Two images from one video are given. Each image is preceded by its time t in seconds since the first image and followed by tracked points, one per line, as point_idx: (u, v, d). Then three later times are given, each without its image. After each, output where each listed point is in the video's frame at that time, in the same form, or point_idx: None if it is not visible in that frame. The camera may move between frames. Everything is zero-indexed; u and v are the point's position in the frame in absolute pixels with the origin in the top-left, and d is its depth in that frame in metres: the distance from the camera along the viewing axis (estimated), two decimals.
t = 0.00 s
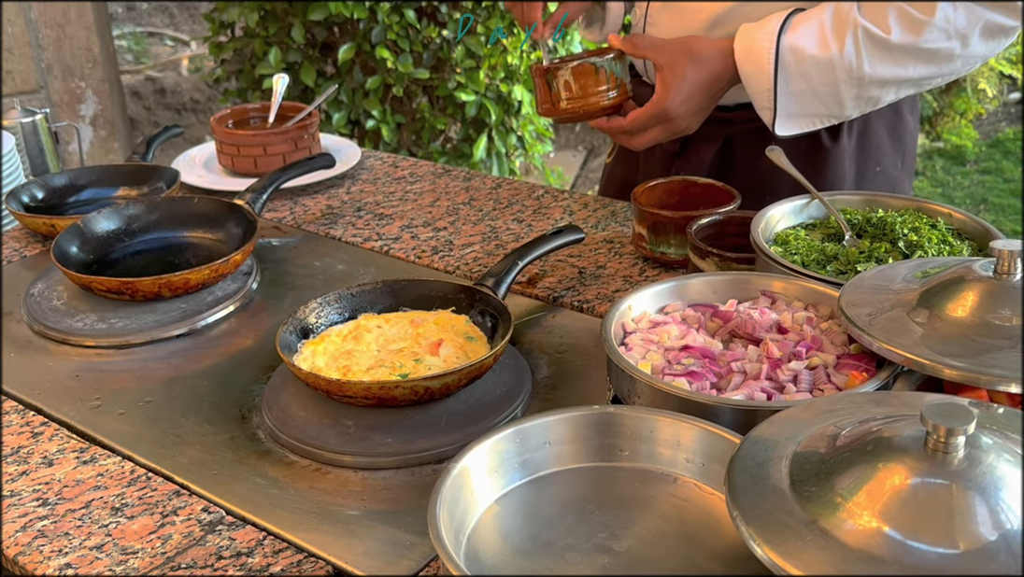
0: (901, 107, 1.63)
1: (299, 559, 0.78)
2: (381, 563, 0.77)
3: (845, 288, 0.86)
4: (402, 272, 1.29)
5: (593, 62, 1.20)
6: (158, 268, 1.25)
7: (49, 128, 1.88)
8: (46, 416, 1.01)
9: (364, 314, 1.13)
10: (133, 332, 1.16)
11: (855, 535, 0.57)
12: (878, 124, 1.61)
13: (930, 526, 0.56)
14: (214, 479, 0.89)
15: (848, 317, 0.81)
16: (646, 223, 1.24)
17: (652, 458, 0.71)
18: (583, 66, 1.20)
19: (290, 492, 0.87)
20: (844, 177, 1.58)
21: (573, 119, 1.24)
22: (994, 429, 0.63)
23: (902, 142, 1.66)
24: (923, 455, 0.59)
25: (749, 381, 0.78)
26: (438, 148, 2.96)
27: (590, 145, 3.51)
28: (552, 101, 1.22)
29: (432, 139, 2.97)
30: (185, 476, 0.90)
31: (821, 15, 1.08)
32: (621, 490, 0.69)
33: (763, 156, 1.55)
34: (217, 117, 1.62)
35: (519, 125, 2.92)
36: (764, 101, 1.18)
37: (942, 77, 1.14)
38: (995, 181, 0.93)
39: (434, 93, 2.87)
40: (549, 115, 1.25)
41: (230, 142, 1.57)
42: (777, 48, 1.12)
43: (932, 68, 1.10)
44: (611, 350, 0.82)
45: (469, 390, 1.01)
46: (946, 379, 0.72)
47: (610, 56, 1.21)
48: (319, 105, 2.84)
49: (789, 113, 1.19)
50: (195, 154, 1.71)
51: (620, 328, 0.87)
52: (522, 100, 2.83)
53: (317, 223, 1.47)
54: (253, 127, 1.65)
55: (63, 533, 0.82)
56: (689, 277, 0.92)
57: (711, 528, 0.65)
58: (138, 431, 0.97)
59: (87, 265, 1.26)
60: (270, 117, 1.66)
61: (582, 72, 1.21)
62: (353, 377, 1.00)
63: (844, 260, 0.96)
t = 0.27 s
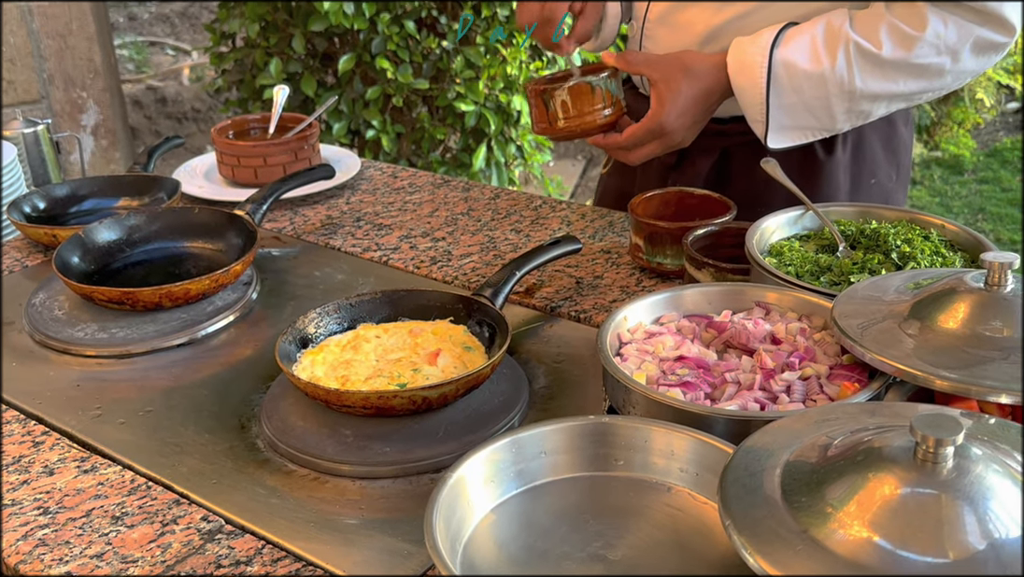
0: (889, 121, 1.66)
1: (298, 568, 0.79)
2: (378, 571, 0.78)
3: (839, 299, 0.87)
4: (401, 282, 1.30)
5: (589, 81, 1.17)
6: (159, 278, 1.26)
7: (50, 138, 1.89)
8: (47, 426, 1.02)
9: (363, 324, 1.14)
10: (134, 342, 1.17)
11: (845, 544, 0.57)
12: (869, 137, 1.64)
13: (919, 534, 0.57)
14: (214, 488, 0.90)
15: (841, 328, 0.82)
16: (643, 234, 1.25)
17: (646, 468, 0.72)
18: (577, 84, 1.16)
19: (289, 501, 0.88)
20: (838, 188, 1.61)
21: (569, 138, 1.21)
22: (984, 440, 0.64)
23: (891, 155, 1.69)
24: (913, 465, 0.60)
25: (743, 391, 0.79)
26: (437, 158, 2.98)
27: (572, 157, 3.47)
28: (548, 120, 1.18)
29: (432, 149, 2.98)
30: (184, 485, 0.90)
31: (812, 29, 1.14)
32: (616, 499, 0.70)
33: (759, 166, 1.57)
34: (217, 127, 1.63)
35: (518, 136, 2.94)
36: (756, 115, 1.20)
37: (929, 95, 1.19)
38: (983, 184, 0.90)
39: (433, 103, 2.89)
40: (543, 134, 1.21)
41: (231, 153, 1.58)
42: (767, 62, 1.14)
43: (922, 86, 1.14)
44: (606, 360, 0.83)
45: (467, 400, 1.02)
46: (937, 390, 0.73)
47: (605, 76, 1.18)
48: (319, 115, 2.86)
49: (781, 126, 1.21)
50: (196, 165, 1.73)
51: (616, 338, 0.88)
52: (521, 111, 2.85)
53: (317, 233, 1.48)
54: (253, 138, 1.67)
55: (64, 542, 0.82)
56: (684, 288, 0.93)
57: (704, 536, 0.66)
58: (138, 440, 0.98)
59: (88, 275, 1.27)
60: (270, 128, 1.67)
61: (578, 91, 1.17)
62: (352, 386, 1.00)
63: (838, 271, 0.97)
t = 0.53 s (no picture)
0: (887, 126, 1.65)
1: (299, 572, 0.79)
2: None
3: (840, 304, 0.87)
4: (402, 287, 1.30)
5: (579, 81, 1.17)
6: (161, 283, 1.26)
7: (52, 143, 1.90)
8: (49, 430, 1.02)
9: (364, 329, 1.14)
10: (136, 347, 1.17)
11: (846, 550, 0.57)
12: (864, 144, 1.63)
13: (919, 539, 0.57)
14: (215, 492, 0.90)
15: (842, 333, 0.82)
16: (644, 239, 1.25)
17: (648, 472, 0.72)
18: (566, 84, 1.17)
19: (290, 506, 0.88)
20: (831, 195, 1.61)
21: (559, 138, 1.22)
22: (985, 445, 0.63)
23: (890, 160, 1.68)
24: (914, 470, 0.60)
25: (744, 396, 0.79)
26: (439, 164, 2.99)
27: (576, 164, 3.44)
28: (537, 121, 1.19)
29: (433, 155, 3.00)
30: (186, 490, 0.90)
31: (803, 34, 1.18)
32: (618, 501, 0.70)
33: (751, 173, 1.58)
34: (220, 133, 1.64)
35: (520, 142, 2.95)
36: (744, 117, 1.25)
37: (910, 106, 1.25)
38: (984, 190, 0.91)
39: (434, 109, 2.89)
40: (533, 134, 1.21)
41: (233, 159, 1.59)
42: (760, 64, 1.18)
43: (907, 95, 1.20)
44: (608, 365, 0.83)
45: (468, 405, 1.02)
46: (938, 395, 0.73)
47: (595, 76, 1.19)
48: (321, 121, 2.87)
49: (768, 129, 1.25)
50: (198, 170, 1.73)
51: (617, 344, 0.88)
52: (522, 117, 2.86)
53: (319, 239, 1.48)
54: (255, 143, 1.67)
55: (65, 546, 0.82)
56: (685, 293, 0.93)
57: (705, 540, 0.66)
58: (140, 445, 0.98)
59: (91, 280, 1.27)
60: (272, 134, 1.67)
61: (568, 91, 1.18)
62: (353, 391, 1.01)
63: (838, 277, 0.97)
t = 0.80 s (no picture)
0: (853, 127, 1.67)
1: None
2: None
3: (847, 313, 0.87)
4: (408, 294, 1.31)
5: (533, 86, 1.11)
6: (168, 290, 1.26)
7: (59, 150, 1.90)
8: (56, 437, 1.02)
9: (371, 336, 1.14)
10: (143, 353, 1.18)
11: (854, 559, 0.57)
12: (833, 147, 1.65)
13: (927, 549, 0.57)
14: (222, 499, 0.90)
15: (849, 341, 0.82)
16: (650, 247, 1.25)
17: (654, 481, 0.72)
18: (518, 90, 1.10)
19: (297, 513, 0.88)
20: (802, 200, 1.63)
21: (510, 145, 1.14)
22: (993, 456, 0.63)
23: (857, 161, 1.71)
24: (922, 480, 0.60)
25: (751, 405, 0.79)
26: (444, 171, 2.99)
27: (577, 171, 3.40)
28: (492, 129, 1.12)
29: (439, 162, 3.00)
30: (193, 496, 0.91)
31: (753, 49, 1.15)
32: (625, 509, 0.70)
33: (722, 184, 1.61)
34: (227, 141, 1.64)
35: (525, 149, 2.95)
36: (695, 123, 1.10)
37: (854, 112, 1.11)
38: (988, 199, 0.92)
39: (440, 116, 2.89)
40: (484, 143, 1.14)
41: (240, 166, 1.59)
42: (708, 71, 1.06)
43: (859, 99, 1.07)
44: (614, 373, 0.83)
45: (474, 412, 1.02)
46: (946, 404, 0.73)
47: (548, 82, 1.13)
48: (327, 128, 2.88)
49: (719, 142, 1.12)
50: (205, 177, 1.74)
51: (624, 352, 0.88)
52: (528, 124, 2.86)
53: (325, 246, 1.49)
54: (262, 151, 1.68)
55: (72, 552, 0.83)
56: (691, 302, 0.93)
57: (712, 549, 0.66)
58: (146, 452, 0.98)
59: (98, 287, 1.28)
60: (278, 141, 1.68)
61: (522, 97, 1.11)
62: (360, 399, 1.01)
63: (844, 285, 0.97)
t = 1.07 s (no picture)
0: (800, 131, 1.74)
1: None
2: None
3: (861, 319, 0.86)
4: (419, 299, 1.31)
5: (472, 97, 1.15)
6: (179, 294, 1.27)
7: (70, 154, 1.90)
8: (68, 440, 1.02)
9: (382, 341, 1.14)
10: (155, 357, 1.18)
11: (871, 567, 0.57)
12: (782, 149, 1.71)
13: (945, 557, 0.56)
14: (234, 504, 0.90)
15: (863, 347, 0.81)
16: (661, 252, 1.25)
17: (669, 487, 0.72)
18: (460, 104, 1.14)
19: (310, 517, 0.88)
20: (754, 202, 1.69)
21: (454, 157, 1.18)
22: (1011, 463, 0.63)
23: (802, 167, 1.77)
24: (940, 487, 0.60)
25: (765, 411, 0.78)
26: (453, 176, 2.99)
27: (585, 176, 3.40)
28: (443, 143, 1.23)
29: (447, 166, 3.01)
30: (205, 501, 0.91)
31: (688, 38, 1.21)
32: (639, 515, 0.69)
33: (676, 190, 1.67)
34: (237, 146, 1.65)
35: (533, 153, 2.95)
36: (639, 124, 1.28)
37: (787, 103, 1.29)
38: (999, 204, 0.92)
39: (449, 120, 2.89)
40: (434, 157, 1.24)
41: (251, 170, 1.60)
42: (650, 67, 1.22)
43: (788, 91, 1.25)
44: (626, 379, 0.83)
45: (486, 417, 1.02)
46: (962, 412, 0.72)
47: (487, 92, 1.17)
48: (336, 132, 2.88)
49: (666, 137, 1.29)
50: (215, 181, 1.74)
51: (636, 357, 0.88)
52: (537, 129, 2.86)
53: (335, 250, 1.49)
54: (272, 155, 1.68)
55: (85, 556, 0.83)
56: (704, 307, 0.93)
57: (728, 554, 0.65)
58: (159, 456, 0.98)
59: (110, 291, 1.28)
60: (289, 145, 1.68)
61: (462, 107, 1.15)
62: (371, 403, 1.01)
63: (858, 291, 0.97)
